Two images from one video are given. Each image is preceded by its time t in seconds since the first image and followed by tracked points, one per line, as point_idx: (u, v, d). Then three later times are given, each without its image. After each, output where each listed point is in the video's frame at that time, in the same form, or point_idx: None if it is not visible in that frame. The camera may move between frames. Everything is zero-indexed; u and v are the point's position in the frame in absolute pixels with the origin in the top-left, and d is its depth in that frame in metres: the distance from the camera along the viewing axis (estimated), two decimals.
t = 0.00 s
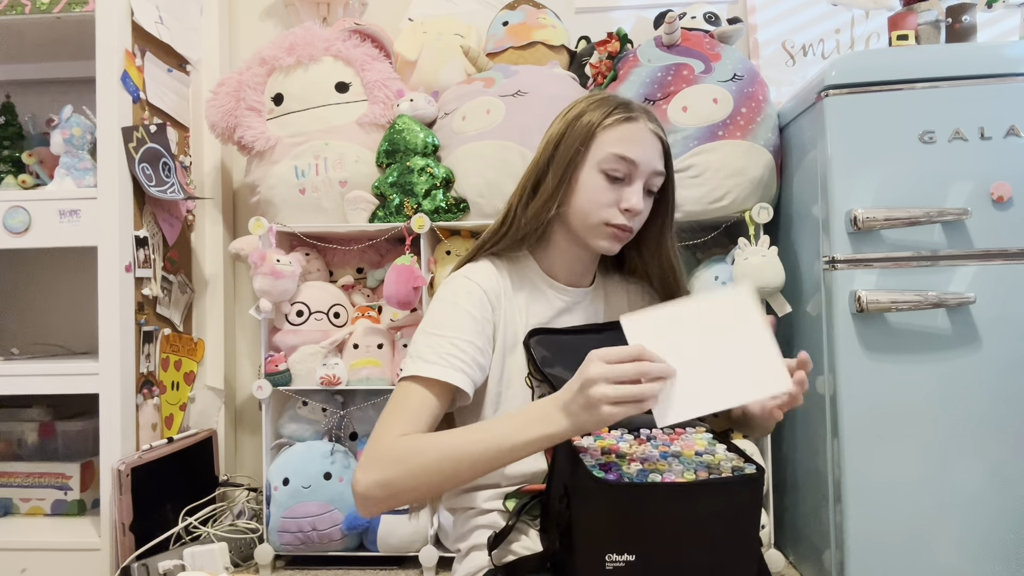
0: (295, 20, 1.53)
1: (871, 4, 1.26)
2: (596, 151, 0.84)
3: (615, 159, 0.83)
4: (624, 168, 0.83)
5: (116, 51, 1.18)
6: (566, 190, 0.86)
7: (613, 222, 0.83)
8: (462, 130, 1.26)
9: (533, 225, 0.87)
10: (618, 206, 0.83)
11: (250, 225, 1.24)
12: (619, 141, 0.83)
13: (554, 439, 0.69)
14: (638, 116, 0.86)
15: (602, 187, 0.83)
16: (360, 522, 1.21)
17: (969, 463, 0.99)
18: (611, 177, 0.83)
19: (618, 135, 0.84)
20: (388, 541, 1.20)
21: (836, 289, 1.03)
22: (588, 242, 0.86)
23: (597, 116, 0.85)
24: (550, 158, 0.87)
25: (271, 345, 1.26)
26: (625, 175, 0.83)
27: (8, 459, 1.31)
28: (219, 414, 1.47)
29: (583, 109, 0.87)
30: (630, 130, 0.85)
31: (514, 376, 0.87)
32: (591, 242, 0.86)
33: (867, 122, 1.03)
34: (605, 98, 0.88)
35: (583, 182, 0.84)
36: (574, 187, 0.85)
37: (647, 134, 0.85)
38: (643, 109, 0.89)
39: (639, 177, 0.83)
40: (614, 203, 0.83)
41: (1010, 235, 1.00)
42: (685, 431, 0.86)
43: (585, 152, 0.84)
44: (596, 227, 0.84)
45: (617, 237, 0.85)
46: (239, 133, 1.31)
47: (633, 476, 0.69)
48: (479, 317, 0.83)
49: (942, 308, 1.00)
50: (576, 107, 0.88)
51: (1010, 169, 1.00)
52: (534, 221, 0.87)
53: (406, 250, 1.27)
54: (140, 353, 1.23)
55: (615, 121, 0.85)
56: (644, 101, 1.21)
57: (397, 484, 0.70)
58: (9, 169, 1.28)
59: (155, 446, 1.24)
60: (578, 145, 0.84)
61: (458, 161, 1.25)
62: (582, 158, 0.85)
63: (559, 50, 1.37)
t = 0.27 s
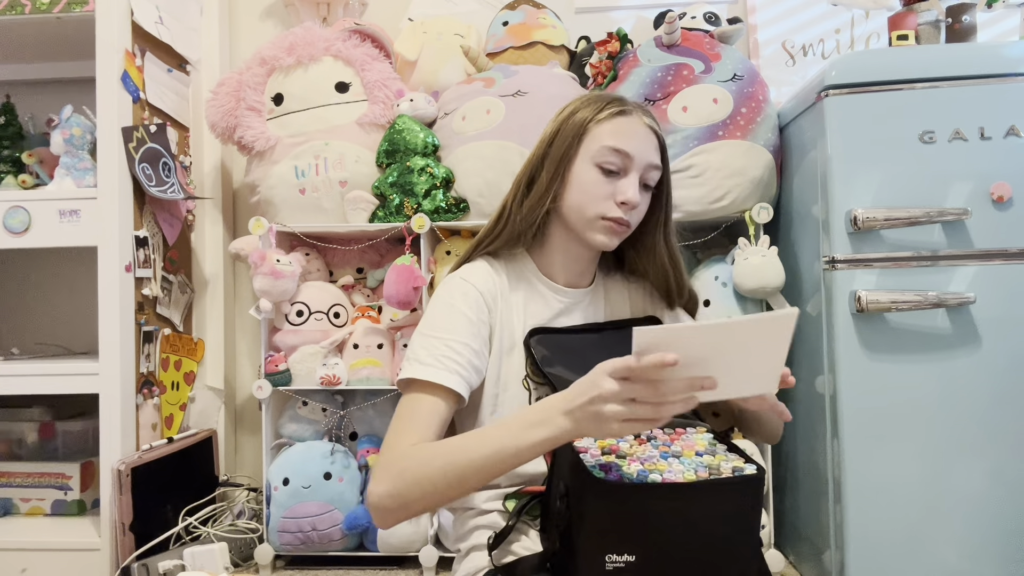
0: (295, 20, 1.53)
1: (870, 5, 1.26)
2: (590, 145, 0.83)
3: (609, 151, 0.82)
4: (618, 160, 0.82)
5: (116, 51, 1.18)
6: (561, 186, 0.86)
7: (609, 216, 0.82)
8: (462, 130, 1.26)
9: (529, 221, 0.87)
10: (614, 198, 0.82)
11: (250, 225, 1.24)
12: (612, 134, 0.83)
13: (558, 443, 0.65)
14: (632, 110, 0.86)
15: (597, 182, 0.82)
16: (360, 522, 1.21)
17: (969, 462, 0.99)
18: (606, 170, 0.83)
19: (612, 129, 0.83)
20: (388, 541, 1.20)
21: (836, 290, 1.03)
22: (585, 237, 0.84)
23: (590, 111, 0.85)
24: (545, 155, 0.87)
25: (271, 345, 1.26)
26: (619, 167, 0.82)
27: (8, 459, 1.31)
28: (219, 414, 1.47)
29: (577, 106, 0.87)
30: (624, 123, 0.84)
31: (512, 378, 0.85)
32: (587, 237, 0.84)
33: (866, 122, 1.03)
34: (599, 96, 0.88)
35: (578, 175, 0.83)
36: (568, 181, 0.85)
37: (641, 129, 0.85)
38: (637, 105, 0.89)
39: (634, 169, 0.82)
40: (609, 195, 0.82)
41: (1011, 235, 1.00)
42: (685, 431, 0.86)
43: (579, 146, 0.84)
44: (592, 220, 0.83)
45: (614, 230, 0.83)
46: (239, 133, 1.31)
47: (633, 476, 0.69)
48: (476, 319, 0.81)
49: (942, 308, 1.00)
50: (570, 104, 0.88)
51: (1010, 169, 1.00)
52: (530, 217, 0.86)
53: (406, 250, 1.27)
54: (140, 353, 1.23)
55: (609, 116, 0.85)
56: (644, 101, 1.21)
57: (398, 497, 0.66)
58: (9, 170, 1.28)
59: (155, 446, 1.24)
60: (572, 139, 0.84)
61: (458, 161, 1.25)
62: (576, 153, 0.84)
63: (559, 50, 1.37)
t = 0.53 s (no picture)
0: (295, 20, 1.53)
1: (871, 4, 1.26)
2: (584, 144, 0.83)
3: (602, 151, 0.82)
4: (612, 159, 0.82)
5: (116, 51, 1.18)
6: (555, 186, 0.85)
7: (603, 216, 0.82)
8: (462, 130, 1.26)
9: (523, 223, 0.86)
10: (608, 198, 0.82)
11: (250, 225, 1.24)
12: (606, 133, 0.83)
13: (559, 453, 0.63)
14: (626, 109, 0.86)
15: (591, 182, 0.82)
16: (360, 522, 1.21)
17: (968, 462, 0.99)
18: (600, 170, 0.83)
19: (605, 129, 0.83)
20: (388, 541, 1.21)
21: (836, 290, 1.03)
22: (581, 238, 0.84)
23: (584, 110, 0.85)
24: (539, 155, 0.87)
25: (271, 345, 1.27)
26: (613, 166, 0.82)
27: (8, 459, 1.31)
28: (219, 414, 1.47)
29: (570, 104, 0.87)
30: (618, 122, 0.84)
31: (508, 382, 0.84)
32: (582, 237, 0.84)
33: (866, 122, 1.03)
34: (593, 95, 0.88)
35: (571, 175, 0.83)
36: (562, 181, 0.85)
37: (635, 128, 0.85)
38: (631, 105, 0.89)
39: (628, 168, 0.82)
40: (604, 195, 0.82)
41: (1011, 235, 1.00)
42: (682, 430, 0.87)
43: (573, 146, 0.84)
44: (587, 220, 0.82)
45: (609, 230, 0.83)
46: (239, 133, 1.31)
47: (632, 476, 0.70)
48: (471, 324, 0.80)
49: (942, 308, 1.00)
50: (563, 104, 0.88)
51: (1010, 170, 1.00)
52: (524, 218, 0.86)
53: (406, 251, 1.27)
54: (140, 353, 1.23)
55: (603, 115, 0.85)
56: (644, 101, 1.21)
57: (400, 510, 0.65)
58: (9, 169, 1.28)
59: (155, 446, 1.24)
60: (565, 139, 0.84)
61: (458, 161, 1.25)
62: (570, 153, 0.84)
63: (559, 50, 1.37)
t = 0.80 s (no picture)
0: (295, 20, 1.53)
1: (871, 4, 1.26)
2: (579, 149, 0.82)
3: (598, 158, 0.80)
4: (607, 166, 0.81)
5: (116, 51, 1.18)
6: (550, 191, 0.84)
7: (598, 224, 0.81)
8: (462, 130, 1.26)
9: (519, 228, 0.85)
10: (603, 205, 0.81)
11: (250, 225, 1.24)
12: (602, 138, 0.81)
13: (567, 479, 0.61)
14: (623, 112, 0.84)
15: (586, 189, 0.81)
16: (360, 522, 1.21)
17: (968, 462, 0.99)
18: (595, 177, 0.81)
19: (601, 134, 0.82)
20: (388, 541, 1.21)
21: (836, 289, 1.03)
22: (575, 245, 0.83)
23: (580, 114, 0.83)
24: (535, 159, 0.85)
25: (271, 345, 1.27)
26: (608, 173, 0.81)
27: (8, 459, 1.31)
28: (219, 414, 1.48)
29: (567, 106, 0.85)
30: (614, 127, 0.82)
31: (505, 384, 0.83)
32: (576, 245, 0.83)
33: (866, 122, 1.03)
34: (589, 96, 0.86)
35: (567, 181, 0.82)
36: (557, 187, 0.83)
37: (631, 132, 0.83)
38: (629, 106, 0.87)
39: (623, 174, 0.81)
40: (598, 202, 0.81)
41: (1011, 235, 1.00)
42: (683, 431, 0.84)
43: (569, 151, 0.83)
44: (581, 228, 0.82)
45: (603, 237, 0.82)
46: (239, 133, 1.31)
47: (632, 478, 0.69)
48: (467, 326, 0.80)
49: (942, 308, 1.00)
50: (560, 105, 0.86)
51: (1010, 170, 1.00)
52: (519, 224, 0.85)
53: (406, 250, 1.27)
54: (140, 353, 1.23)
55: (599, 119, 0.83)
56: (644, 101, 1.21)
57: (404, 518, 0.65)
58: (9, 169, 1.28)
59: (155, 446, 1.24)
60: (561, 144, 0.83)
61: (458, 161, 1.25)
62: (566, 158, 0.83)
63: (559, 50, 1.37)
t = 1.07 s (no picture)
0: (295, 19, 1.53)
1: (871, 4, 1.26)
2: (576, 154, 0.80)
3: (595, 164, 0.79)
4: (605, 172, 0.79)
5: (116, 51, 1.18)
6: (546, 195, 0.83)
7: (596, 230, 0.80)
8: (462, 130, 1.27)
9: (515, 232, 0.85)
10: (600, 212, 0.79)
11: (250, 225, 1.24)
12: (598, 144, 0.80)
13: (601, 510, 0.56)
14: (620, 115, 0.82)
15: (583, 195, 0.79)
16: (360, 522, 1.21)
17: (969, 462, 0.99)
18: (592, 182, 0.80)
19: (598, 139, 0.80)
20: (388, 541, 1.21)
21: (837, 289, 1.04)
22: (573, 249, 0.83)
23: (576, 118, 0.81)
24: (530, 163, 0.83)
25: (271, 345, 1.27)
26: (606, 179, 0.80)
27: (8, 459, 1.31)
28: (219, 414, 1.48)
29: (562, 109, 0.83)
30: (610, 132, 0.80)
31: (502, 385, 0.83)
32: (574, 249, 0.82)
33: (866, 122, 1.03)
34: (585, 98, 0.84)
35: (563, 187, 0.81)
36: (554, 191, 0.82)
37: (629, 135, 0.81)
38: (625, 108, 0.84)
39: (622, 180, 0.79)
40: (596, 208, 0.79)
41: (1011, 235, 1.00)
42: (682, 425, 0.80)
43: (565, 156, 0.81)
44: (579, 234, 0.81)
45: (601, 243, 0.81)
46: (239, 133, 1.31)
47: (629, 478, 0.66)
48: (467, 329, 0.80)
49: (942, 308, 1.00)
50: (555, 107, 0.84)
51: (1010, 170, 1.00)
52: (516, 228, 0.84)
53: (406, 250, 1.27)
54: (140, 353, 1.23)
55: (596, 123, 0.81)
56: (644, 101, 1.21)
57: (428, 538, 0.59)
58: (9, 169, 1.28)
59: (155, 446, 1.24)
60: (556, 149, 0.81)
61: (458, 161, 1.25)
62: (562, 163, 0.81)
63: (559, 50, 1.37)
